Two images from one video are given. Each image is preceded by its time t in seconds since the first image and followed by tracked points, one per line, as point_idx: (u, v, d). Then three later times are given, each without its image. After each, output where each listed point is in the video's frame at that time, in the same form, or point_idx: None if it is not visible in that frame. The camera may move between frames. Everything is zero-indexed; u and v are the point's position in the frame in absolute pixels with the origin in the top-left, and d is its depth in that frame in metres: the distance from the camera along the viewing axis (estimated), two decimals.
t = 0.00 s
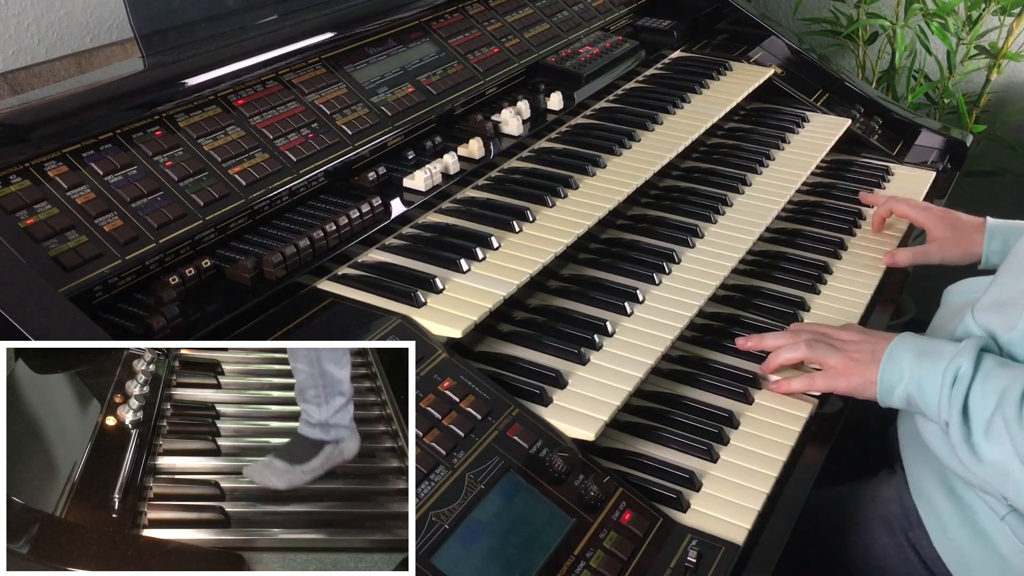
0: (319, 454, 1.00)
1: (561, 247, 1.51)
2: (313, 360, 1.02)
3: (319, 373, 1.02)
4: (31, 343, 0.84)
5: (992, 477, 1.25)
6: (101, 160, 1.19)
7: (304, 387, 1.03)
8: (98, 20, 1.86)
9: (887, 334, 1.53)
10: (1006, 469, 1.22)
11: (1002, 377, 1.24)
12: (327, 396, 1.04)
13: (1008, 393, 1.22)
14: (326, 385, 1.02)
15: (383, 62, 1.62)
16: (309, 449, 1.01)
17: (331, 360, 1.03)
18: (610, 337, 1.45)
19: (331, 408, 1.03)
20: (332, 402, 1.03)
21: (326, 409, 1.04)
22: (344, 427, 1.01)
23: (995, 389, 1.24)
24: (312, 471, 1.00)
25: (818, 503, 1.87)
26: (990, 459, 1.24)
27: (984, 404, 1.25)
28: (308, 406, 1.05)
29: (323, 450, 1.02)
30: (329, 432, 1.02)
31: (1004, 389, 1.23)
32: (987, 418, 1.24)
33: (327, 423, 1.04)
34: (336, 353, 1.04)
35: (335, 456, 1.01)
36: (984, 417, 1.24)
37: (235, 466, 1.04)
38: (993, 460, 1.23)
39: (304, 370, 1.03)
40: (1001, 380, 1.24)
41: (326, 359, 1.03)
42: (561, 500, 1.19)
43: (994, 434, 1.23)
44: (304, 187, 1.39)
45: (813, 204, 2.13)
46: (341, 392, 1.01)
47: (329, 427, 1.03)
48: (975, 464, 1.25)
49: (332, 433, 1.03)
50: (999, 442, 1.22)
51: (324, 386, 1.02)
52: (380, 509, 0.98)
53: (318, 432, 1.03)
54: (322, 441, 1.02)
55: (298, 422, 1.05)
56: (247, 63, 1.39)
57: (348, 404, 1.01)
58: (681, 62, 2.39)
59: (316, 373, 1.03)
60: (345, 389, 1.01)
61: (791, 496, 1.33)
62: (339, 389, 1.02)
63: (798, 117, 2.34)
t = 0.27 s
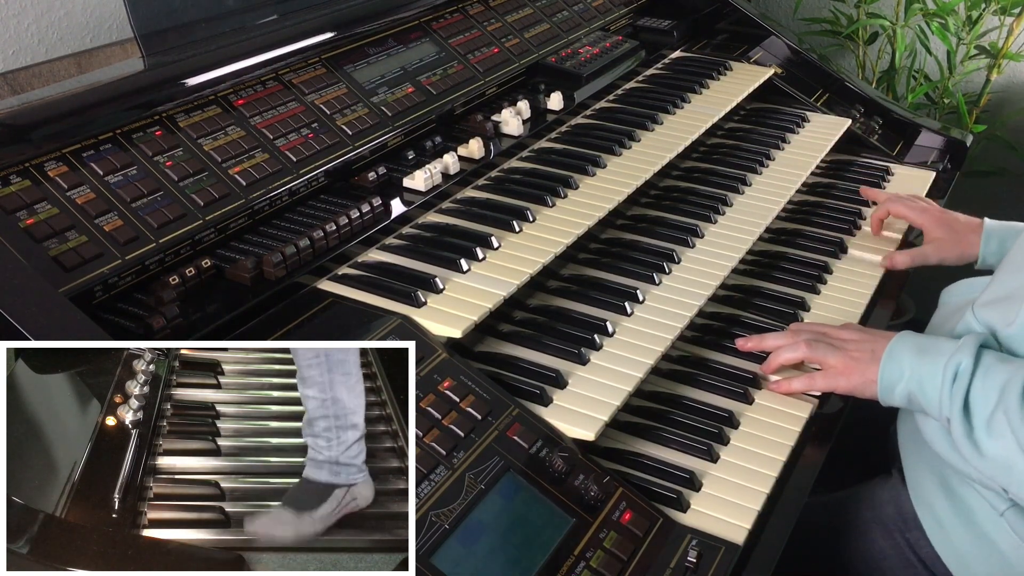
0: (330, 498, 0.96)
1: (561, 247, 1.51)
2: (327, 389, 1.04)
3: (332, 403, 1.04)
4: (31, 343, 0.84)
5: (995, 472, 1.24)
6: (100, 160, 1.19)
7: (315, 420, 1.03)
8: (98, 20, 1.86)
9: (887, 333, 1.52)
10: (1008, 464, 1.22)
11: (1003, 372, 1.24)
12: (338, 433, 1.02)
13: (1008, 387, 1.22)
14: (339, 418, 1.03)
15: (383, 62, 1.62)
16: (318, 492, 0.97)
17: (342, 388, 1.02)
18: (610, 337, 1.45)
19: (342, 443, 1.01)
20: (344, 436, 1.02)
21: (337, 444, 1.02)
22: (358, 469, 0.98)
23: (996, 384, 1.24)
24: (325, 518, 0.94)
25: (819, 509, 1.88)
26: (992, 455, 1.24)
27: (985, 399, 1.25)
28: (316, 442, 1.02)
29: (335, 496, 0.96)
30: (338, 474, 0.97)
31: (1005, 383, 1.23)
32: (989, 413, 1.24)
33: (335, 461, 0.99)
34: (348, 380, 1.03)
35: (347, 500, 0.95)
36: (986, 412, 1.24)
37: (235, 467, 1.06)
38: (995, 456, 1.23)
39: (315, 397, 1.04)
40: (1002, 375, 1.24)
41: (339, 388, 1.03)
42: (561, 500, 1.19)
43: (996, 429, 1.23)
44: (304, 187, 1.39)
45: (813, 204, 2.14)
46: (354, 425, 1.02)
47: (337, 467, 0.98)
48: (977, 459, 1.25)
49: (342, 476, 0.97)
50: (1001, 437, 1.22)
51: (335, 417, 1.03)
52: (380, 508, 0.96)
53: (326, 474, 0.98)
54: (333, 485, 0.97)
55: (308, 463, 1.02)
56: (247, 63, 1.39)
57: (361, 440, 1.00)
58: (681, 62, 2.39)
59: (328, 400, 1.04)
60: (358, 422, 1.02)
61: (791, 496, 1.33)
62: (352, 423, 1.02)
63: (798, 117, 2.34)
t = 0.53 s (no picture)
0: (331, 492, 0.97)
1: (561, 247, 1.51)
2: (322, 377, 1.02)
3: (328, 391, 1.02)
4: (31, 343, 0.84)
5: (999, 470, 1.24)
6: (100, 160, 1.19)
7: (311, 409, 1.02)
8: (98, 20, 1.86)
9: (887, 333, 1.52)
10: (1013, 461, 1.22)
11: (1005, 370, 1.25)
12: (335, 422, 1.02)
13: (1012, 384, 1.22)
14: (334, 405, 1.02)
15: (383, 62, 1.62)
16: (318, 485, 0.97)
17: (337, 373, 1.01)
18: (610, 337, 1.45)
19: (340, 433, 1.01)
20: (341, 425, 1.02)
21: (335, 434, 1.02)
22: (357, 458, 0.99)
23: (999, 381, 1.24)
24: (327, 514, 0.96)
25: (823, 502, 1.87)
26: (997, 452, 1.23)
27: (988, 397, 1.25)
28: (314, 432, 1.02)
29: (335, 489, 0.98)
30: (338, 465, 0.98)
31: (1008, 381, 1.23)
32: (992, 412, 1.24)
33: (333, 452, 0.99)
34: (344, 367, 1.01)
35: (349, 492, 0.98)
36: (989, 410, 1.24)
37: (235, 466, 1.06)
38: (999, 453, 1.23)
39: (311, 385, 1.02)
40: (1004, 373, 1.24)
41: (336, 376, 1.02)
42: (561, 500, 1.19)
43: (1000, 427, 1.23)
44: (304, 187, 1.39)
45: (813, 204, 2.14)
46: (350, 413, 1.01)
47: (336, 458, 0.98)
48: (982, 458, 1.25)
49: (341, 466, 0.98)
50: (1005, 434, 1.22)
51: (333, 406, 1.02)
52: (379, 509, 0.98)
53: (326, 466, 0.98)
54: (333, 477, 0.97)
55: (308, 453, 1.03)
56: (247, 63, 1.39)
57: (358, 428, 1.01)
58: (681, 62, 2.39)
59: (324, 388, 1.02)
60: (355, 411, 1.01)
61: (791, 496, 1.33)
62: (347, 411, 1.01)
63: (798, 117, 2.34)
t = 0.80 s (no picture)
0: (336, 496, 0.99)
1: (561, 247, 1.51)
2: (327, 384, 1.02)
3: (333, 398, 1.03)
4: (31, 343, 0.84)
5: (1000, 468, 1.25)
6: (100, 160, 1.19)
7: (316, 415, 1.03)
8: (98, 20, 1.86)
9: (887, 332, 1.52)
10: (1015, 459, 1.22)
11: (1005, 368, 1.25)
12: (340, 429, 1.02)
13: (1012, 383, 1.22)
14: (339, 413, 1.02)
15: (383, 62, 1.62)
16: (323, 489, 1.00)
17: (341, 382, 1.01)
18: (610, 337, 1.45)
19: (344, 439, 1.02)
20: (346, 432, 1.02)
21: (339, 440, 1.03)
22: (361, 464, 0.99)
23: (999, 380, 1.24)
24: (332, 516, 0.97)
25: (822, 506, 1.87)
26: (998, 451, 1.24)
27: (988, 395, 1.25)
28: (319, 438, 1.04)
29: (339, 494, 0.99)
30: (343, 470, 1.00)
31: (1009, 379, 1.23)
32: (993, 410, 1.24)
33: (339, 457, 1.01)
34: (348, 376, 1.01)
35: (353, 496, 0.99)
36: (990, 409, 1.25)
37: (235, 467, 1.06)
38: (1000, 451, 1.23)
39: (315, 393, 1.02)
40: (1004, 371, 1.24)
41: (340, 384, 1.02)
42: (561, 500, 1.19)
43: (1000, 425, 1.23)
44: (304, 187, 1.39)
45: (813, 204, 2.14)
46: (354, 420, 1.01)
47: (341, 464, 1.01)
48: (983, 456, 1.25)
49: (345, 472, 0.99)
50: (1006, 433, 1.22)
51: (337, 413, 1.03)
52: (379, 508, 0.99)
53: (331, 472, 1.00)
54: (337, 482, 1.00)
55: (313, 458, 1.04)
56: (247, 63, 1.39)
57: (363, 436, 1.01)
58: (681, 62, 2.39)
59: (329, 396, 1.03)
60: (360, 418, 1.01)
61: (791, 496, 1.33)
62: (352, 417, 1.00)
63: (798, 117, 2.34)
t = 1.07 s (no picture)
0: (337, 493, 0.99)
1: (561, 247, 1.51)
2: (330, 384, 1.04)
3: (336, 398, 1.04)
4: (31, 343, 0.84)
5: (1000, 468, 1.25)
6: (100, 160, 1.19)
7: (320, 414, 1.05)
8: (98, 20, 1.86)
9: (888, 332, 1.52)
10: (1015, 460, 1.22)
11: (1005, 369, 1.25)
12: (343, 428, 1.04)
13: (1013, 383, 1.22)
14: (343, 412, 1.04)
15: (383, 62, 1.62)
16: (326, 485, 0.99)
17: (345, 382, 1.03)
18: (610, 337, 1.45)
19: (349, 439, 1.04)
20: (350, 431, 1.04)
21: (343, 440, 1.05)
22: (363, 465, 0.99)
23: (999, 380, 1.24)
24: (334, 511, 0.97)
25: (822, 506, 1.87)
26: (998, 451, 1.24)
27: (988, 395, 1.25)
28: (323, 438, 1.06)
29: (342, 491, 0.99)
30: (346, 469, 1.00)
31: (1008, 379, 1.23)
32: (993, 410, 1.24)
33: (342, 457, 1.03)
34: (351, 376, 1.03)
35: (354, 496, 0.98)
36: (990, 409, 1.25)
37: (235, 466, 1.06)
38: (1000, 452, 1.23)
39: (319, 392, 1.04)
40: (1004, 371, 1.24)
41: (343, 383, 1.03)
42: (561, 500, 1.19)
43: (1000, 425, 1.23)
44: (304, 187, 1.39)
45: (813, 204, 2.14)
46: (358, 420, 1.03)
47: (345, 463, 1.01)
48: (984, 456, 1.25)
49: (349, 471, 1.00)
50: (1006, 433, 1.22)
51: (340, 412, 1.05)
52: (380, 508, 0.98)
53: (334, 470, 1.01)
54: (340, 479, 1.00)
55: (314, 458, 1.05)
56: (247, 63, 1.39)
57: (366, 436, 1.03)
58: (681, 62, 2.39)
59: (331, 395, 1.04)
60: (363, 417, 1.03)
61: (791, 496, 1.33)
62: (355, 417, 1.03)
63: (798, 117, 2.34)
